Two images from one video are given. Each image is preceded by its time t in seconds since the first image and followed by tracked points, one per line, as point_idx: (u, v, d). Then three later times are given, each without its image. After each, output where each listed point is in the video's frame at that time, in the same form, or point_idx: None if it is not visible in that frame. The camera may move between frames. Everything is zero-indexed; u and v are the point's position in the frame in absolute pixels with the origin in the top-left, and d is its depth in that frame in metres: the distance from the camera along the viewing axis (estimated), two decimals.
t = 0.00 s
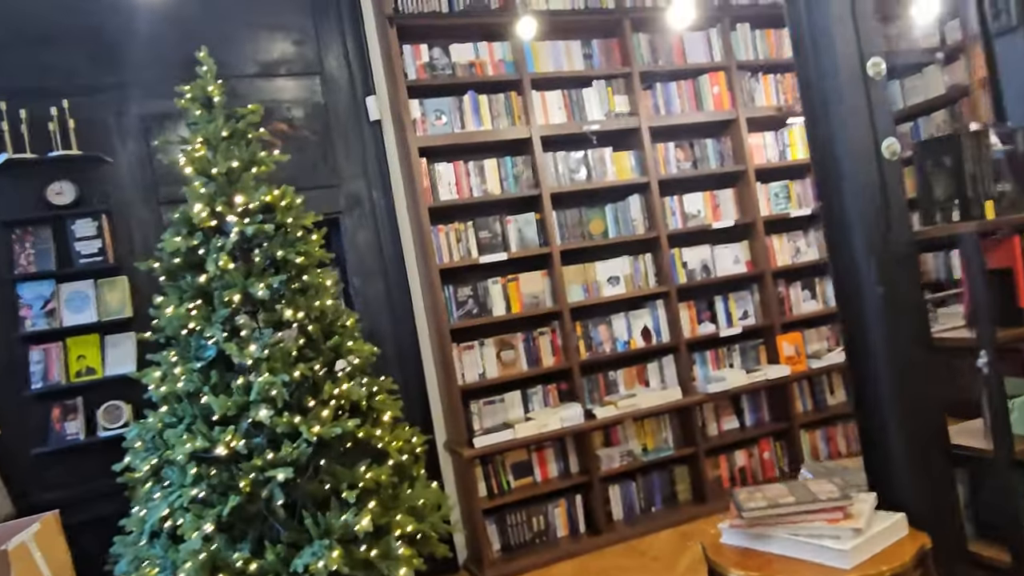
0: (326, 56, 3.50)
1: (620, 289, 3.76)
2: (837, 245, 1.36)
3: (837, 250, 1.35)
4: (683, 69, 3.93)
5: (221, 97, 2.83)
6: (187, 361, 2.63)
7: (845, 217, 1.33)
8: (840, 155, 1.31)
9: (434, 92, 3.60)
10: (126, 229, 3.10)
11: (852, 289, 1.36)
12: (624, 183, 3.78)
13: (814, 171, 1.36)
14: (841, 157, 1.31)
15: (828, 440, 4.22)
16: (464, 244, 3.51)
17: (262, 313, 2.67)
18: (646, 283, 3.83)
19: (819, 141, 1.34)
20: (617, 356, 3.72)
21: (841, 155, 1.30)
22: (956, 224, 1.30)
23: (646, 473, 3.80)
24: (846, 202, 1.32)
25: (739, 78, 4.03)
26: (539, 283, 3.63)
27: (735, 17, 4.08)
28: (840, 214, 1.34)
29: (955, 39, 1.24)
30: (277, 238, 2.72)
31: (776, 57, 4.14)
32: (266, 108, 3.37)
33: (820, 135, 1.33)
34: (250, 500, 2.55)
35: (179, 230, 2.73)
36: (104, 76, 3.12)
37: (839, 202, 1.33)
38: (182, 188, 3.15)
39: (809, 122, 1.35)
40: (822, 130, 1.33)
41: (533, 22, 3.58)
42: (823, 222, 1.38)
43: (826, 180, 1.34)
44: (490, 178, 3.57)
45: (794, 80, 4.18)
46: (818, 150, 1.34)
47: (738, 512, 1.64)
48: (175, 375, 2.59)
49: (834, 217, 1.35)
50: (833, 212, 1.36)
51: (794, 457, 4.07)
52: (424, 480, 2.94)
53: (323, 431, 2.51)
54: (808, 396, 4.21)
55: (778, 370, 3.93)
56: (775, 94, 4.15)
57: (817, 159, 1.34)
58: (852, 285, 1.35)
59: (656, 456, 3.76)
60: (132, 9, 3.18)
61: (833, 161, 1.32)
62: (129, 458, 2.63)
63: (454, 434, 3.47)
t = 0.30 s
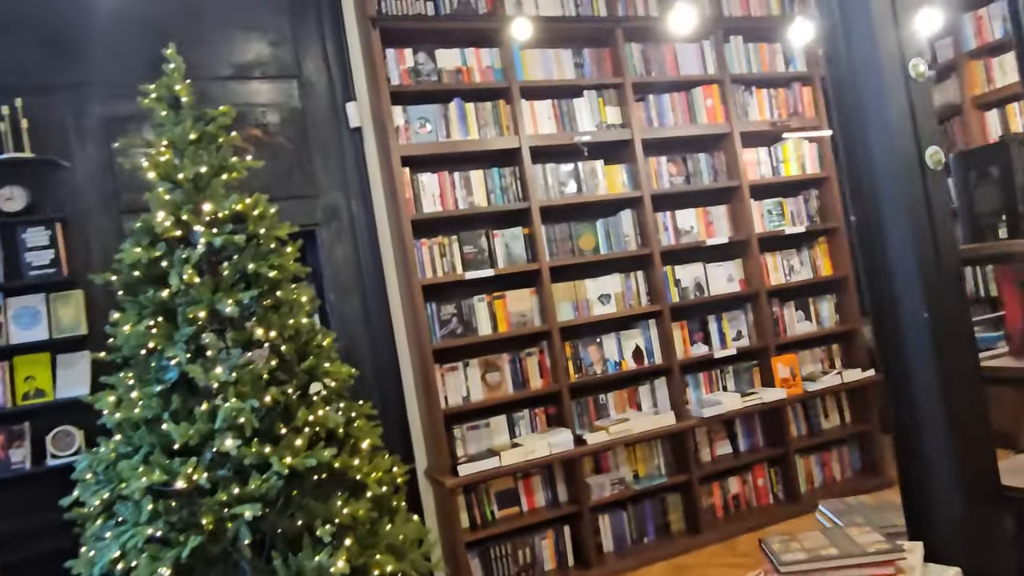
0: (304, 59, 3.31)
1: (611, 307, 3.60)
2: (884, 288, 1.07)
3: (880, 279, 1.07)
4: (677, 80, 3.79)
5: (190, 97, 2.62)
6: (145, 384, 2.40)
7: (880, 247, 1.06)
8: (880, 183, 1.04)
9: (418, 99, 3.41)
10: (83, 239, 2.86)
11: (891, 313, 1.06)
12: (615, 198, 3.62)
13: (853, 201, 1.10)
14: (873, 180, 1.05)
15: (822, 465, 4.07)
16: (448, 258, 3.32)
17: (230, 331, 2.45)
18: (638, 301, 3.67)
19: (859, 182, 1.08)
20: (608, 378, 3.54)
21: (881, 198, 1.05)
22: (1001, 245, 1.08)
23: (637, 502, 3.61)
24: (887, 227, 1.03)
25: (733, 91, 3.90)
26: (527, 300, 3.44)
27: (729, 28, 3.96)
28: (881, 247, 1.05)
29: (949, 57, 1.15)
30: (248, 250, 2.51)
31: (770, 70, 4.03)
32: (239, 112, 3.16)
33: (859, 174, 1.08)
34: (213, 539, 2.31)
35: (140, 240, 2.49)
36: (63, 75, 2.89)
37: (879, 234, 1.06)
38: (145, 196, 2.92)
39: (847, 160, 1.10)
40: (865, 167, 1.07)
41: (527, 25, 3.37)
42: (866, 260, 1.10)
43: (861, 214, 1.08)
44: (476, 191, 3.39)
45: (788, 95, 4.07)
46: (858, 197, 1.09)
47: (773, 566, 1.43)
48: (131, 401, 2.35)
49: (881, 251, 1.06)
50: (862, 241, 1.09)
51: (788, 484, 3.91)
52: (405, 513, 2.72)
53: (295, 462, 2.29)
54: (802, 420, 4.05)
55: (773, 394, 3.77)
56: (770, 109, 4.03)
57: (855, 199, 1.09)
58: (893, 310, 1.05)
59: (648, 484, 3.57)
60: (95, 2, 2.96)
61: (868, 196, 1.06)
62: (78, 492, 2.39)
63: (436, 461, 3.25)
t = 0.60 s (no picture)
0: (270, 55, 3.11)
1: (591, 322, 3.45)
2: (888, 295, 0.46)
3: (903, 325, 0.45)
4: (660, 87, 3.67)
5: (143, 89, 2.40)
6: (86, 404, 2.16)
7: (896, 209, 0.45)
8: (883, 77, 0.45)
9: (392, 100, 3.23)
10: (21, 242, 2.62)
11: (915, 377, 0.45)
12: (597, 208, 3.48)
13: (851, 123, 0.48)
14: (868, 71, 0.46)
15: (805, 485, 3.95)
16: (422, 268, 3.13)
17: (184, 345, 2.24)
18: (620, 315, 3.52)
19: (856, 75, 0.47)
20: (588, 396, 3.38)
21: (888, 112, 0.45)
22: None
23: (618, 526, 3.45)
24: (916, 224, 0.44)
25: (717, 100, 3.80)
26: (504, 313, 3.27)
27: (712, 36, 3.86)
28: (905, 233, 0.44)
29: None
30: (206, 256, 2.30)
31: (754, 80, 3.93)
32: (198, 108, 2.95)
33: (856, 72, 0.47)
34: None
35: (83, 244, 2.26)
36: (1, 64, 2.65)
37: (886, 177, 0.45)
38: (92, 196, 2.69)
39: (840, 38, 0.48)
40: (856, 47, 0.47)
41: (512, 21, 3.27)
42: (875, 249, 0.47)
43: (867, 156, 0.47)
44: (452, 198, 3.21)
45: (772, 105, 3.97)
46: (860, 110, 0.47)
47: None
48: (70, 422, 2.11)
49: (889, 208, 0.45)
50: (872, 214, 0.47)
51: (771, 505, 3.79)
52: (374, 542, 2.52)
53: (254, 491, 2.07)
54: (784, 439, 3.94)
55: (758, 412, 3.65)
56: (753, 119, 3.93)
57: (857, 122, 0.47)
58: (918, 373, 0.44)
59: (630, 506, 3.41)
60: None
61: (873, 105, 0.46)
62: (7, 523, 2.14)
63: (407, 484, 3.05)
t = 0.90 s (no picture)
0: (224, 40, 2.90)
1: (565, 330, 3.28)
2: (907, 256, 0.58)
3: (922, 277, 0.57)
4: (636, 87, 3.54)
5: (78, 67, 2.17)
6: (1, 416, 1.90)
7: (916, 187, 0.57)
8: (908, 75, 0.57)
9: (356, 92, 3.04)
10: None
11: (926, 313, 0.57)
12: (572, 211, 3.32)
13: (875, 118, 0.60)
14: (893, 69, 0.58)
15: (781, 502, 3.82)
16: (385, 272, 2.93)
17: (119, 350, 1.99)
18: (594, 324, 3.37)
19: (880, 76, 0.59)
20: (561, 409, 3.20)
21: (911, 103, 0.57)
22: None
23: (590, 546, 3.27)
24: (930, 194, 0.56)
25: (694, 103, 3.69)
26: (473, 320, 3.07)
27: (690, 37, 3.75)
28: (923, 202, 0.56)
29: None
30: (145, 252, 2.06)
31: (731, 84, 3.84)
32: (143, 94, 2.71)
33: (884, 78, 0.59)
34: None
35: (3, 236, 2.00)
36: None
37: (908, 162, 0.57)
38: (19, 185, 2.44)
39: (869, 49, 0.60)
40: (887, 54, 0.59)
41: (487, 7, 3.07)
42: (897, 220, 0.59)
43: (890, 144, 0.59)
44: (419, 197, 3.02)
45: (749, 110, 3.88)
46: (883, 106, 0.59)
47: None
48: None
49: (906, 188, 0.58)
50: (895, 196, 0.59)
51: (747, 523, 3.65)
52: (330, 569, 2.29)
53: (194, 515, 1.84)
54: (760, 453, 3.80)
55: (734, 426, 3.51)
56: (731, 124, 3.83)
57: (881, 116, 0.59)
58: (930, 307, 0.56)
59: (603, 525, 3.23)
60: None
61: (896, 99, 0.58)
62: None
63: (366, 503, 2.83)
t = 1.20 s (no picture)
0: (172, 19, 2.66)
1: (537, 339, 3.11)
2: (948, 282, 0.48)
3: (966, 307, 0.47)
4: (612, 86, 3.39)
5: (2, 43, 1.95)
6: None
7: (957, 195, 0.47)
8: (947, 61, 0.47)
9: (317, 80, 2.82)
10: None
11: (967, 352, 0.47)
12: (545, 213, 3.15)
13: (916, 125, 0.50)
14: (932, 55, 0.48)
15: (754, 517, 3.70)
16: (346, 274, 2.72)
17: (41, 360, 1.76)
18: (567, 332, 3.20)
19: (920, 66, 0.50)
20: (532, 421, 3.02)
21: (949, 94, 0.47)
22: None
23: (561, 567, 3.09)
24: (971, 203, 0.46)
25: (671, 104, 3.56)
26: (440, 327, 2.88)
27: (667, 36, 3.62)
28: (963, 211, 0.47)
29: None
30: (74, 247, 1.82)
31: (708, 86, 3.72)
32: (79, 74, 2.46)
33: (923, 70, 0.50)
34: None
35: None
36: None
37: (948, 166, 0.48)
38: None
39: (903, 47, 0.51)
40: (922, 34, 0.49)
41: None
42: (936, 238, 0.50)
43: (928, 145, 0.49)
44: (384, 194, 2.82)
45: (726, 113, 3.77)
46: (920, 100, 0.50)
47: None
48: None
49: (958, 237, 0.47)
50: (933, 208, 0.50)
51: (722, 539, 3.52)
52: None
53: (124, 548, 1.62)
54: (734, 466, 3.68)
55: (711, 439, 3.37)
56: (707, 127, 3.71)
57: (917, 111, 0.50)
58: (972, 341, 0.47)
59: (575, 545, 3.06)
60: None
61: (933, 89, 0.48)
62: None
63: (323, 525, 2.61)
